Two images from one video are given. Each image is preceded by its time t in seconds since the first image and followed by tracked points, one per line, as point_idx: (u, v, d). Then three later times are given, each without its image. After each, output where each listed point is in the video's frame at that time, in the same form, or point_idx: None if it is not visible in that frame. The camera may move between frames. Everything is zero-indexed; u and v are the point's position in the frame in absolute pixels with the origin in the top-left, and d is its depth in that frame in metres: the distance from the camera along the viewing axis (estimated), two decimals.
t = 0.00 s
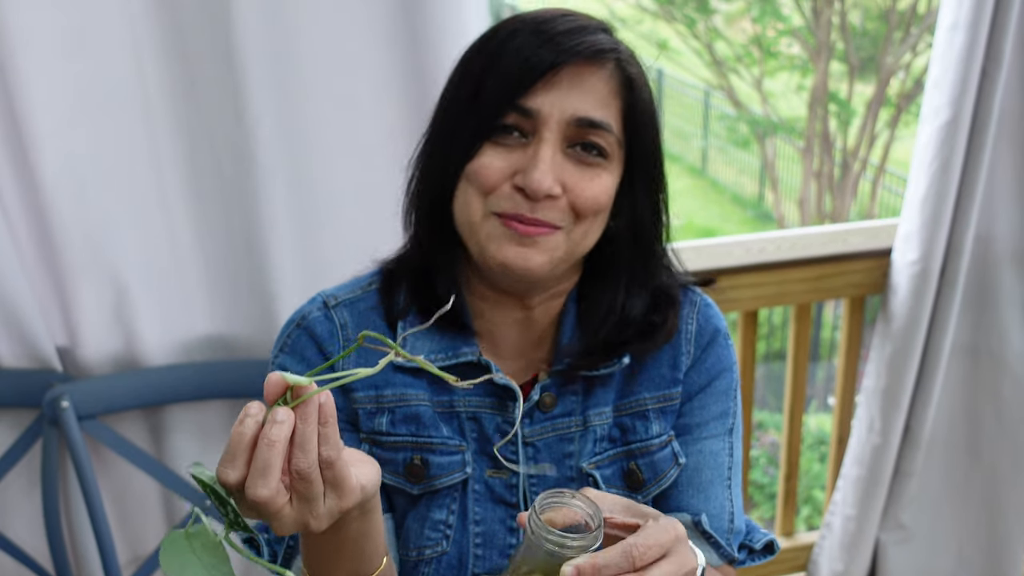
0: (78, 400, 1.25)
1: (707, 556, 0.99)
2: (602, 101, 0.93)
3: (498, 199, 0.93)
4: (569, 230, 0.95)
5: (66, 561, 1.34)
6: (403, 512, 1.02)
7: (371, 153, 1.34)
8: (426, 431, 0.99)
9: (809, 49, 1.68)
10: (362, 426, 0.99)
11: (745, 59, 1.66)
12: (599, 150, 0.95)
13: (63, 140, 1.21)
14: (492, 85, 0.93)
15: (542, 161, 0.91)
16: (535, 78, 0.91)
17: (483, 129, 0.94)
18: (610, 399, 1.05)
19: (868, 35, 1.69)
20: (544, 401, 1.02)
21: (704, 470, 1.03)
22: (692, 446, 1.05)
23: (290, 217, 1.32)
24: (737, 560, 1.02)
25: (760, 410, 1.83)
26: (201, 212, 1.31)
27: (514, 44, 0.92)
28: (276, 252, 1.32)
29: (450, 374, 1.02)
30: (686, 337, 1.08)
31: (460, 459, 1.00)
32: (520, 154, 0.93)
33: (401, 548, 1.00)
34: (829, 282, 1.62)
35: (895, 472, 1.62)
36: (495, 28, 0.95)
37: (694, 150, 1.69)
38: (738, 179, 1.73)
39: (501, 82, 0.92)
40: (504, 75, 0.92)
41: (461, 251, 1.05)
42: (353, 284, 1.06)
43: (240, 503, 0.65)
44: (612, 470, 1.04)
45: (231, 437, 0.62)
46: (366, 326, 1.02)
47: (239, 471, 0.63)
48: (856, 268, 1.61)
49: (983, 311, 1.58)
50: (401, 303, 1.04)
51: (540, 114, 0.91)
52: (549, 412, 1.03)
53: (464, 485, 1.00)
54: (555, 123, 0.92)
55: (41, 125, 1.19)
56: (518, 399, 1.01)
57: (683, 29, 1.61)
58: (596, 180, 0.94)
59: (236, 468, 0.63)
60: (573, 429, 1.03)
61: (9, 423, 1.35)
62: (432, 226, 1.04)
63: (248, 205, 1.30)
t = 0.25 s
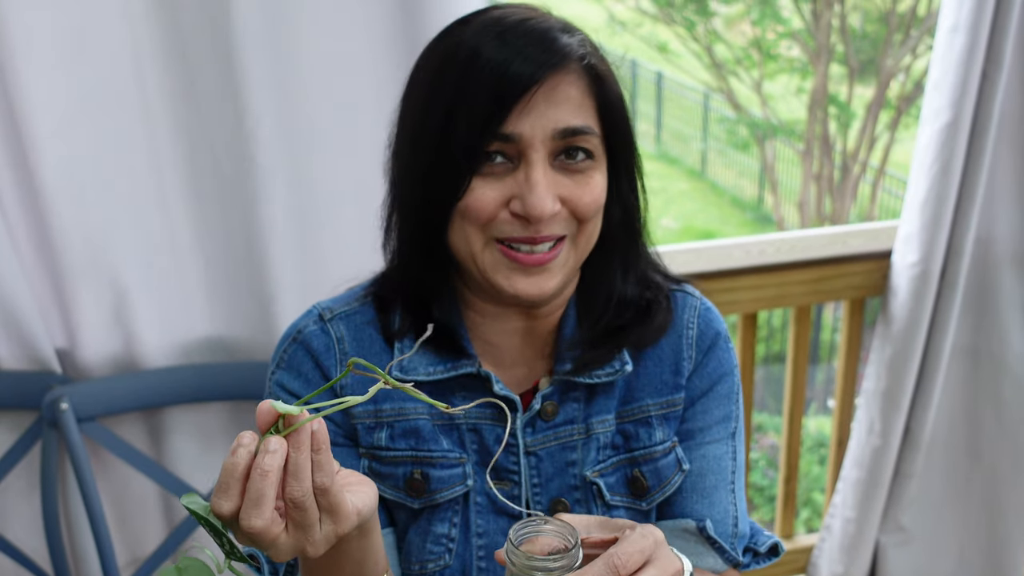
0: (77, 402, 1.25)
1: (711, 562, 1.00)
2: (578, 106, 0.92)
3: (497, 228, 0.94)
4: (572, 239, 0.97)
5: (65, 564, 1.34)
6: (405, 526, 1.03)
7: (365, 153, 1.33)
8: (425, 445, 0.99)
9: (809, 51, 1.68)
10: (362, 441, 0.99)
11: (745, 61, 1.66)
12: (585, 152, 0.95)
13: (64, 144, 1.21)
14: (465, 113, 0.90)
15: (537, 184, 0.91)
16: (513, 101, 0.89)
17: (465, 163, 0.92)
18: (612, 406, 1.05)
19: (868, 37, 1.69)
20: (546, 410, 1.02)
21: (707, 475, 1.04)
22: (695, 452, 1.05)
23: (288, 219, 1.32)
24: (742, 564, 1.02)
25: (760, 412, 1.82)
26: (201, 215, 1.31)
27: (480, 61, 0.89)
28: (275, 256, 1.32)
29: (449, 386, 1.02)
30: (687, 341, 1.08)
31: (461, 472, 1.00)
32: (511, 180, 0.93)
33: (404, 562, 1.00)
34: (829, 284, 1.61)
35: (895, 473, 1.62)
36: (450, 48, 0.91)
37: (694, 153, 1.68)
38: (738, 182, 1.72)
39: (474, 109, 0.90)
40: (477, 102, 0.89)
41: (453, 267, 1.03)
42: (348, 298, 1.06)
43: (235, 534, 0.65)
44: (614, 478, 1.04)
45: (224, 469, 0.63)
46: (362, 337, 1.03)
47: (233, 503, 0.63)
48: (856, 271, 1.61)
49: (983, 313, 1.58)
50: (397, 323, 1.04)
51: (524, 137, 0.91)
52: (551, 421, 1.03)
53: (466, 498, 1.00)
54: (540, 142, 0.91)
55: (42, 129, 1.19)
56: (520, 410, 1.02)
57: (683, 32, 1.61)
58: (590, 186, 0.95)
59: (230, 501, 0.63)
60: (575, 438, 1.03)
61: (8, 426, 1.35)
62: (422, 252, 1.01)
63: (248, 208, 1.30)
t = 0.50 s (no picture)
0: (77, 402, 1.25)
1: (711, 566, 1.00)
2: (572, 110, 0.92)
3: (498, 238, 0.93)
4: (572, 246, 0.97)
5: (65, 565, 1.34)
6: (405, 534, 1.02)
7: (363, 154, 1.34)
8: (425, 453, 0.99)
9: (808, 53, 1.68)
10: (360, 449, 0.99)
11: (745, 64, 1.66)
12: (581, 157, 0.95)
13: (64, 146, 1.21)
14: (460, 123, 0.90)
15: (537, 193, 0.91)
16: (507, 109, 0.89)
17: (462, 175, 0.91)
18: (611, 412, 1.05)
19: (868, 40, 1.69)
20: (545, 417, 1.03)
21: (706, 480, 1.04)
22: (695, 457, 1.05)
23: (286, 222, 1.32)
24: (741, 568, 1.02)
25: (760, 414, 1.82)
26: (201, 216, 1.31)
27: (471, 70, 0.89)
28: (275, 258, 1.32)
29: (448, 393, 1.02)
30: (686, 346, 1.08)
31: (461, 480, 1.00)
32: (510, 189, 0.92)
33: (405, 570, 1.00)
34: (829, 286, 1.61)
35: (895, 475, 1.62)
36: (439, 57, 0.90)
37: (693, 155, 1.68)
38: (738, 184, 1.72)
39: (468, 120, 0.89)
40: (471, 111, 0.89)
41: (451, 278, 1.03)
42: (343, 305, 1.06)
43: (251, 545, 0.66)
44: (614, 484, 1.04)
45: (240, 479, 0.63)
46: (359, 344, 1.03)
47: (249, 512, 0.64)
48: (856, 273, 1.61)
49: (984, 315, 1.58)
50: (395, 334, 1.04)
51: (520, 145, 0.90)
52: (551, 427, 1.03)
53: (465, 506, 1.00)
54: (537, 149, 0.91)
55: (42, 130, 1.19)
56: (519, 417, 1.01)
57: (683, 34, 1.61)
58: (588, 190, 0.95)
59: (246, 510, 0.64)
60: (575, 444, 1.03)
61: (7, 427, 1.35)
62: (420, 265, 1.00)
63: (248, 209, 1.30)
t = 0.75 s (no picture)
0: (77, 404, 1.25)
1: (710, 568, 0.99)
2: (578, 117, 0.92)
3: (495, 241, 0.94)
4: (570, 253, 0.98)
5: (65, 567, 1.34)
6: (398, 535, 1.02)
7: (365, 159, 1.34)
8: (422, 454, 0.99)
9: (808, 55, 1.69)
10: (356, 448, 0.99)
11: (745, 66, 1.66)
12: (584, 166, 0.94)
13: (64, 147, 1.21)
14: (464, 126, 0.90)
15: (535, 199, 0.91)
16: (511, 115, 0.89)
17: (463, 177, 0.91)
18: (610, 414, 1.05)
19: (868, 42, 1.69)
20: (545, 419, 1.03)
21: (704, 482, 1.03)
22: (693, 459, 1.05)
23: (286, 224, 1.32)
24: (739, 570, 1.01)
25: (761, 415, 1.82)
26: (202, 218, 1.31)
27: (479, 73, 0.89)
28: (275, 259, 1.32)
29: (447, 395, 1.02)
30: (685, 349, 1.08)
31: (457, 481, 1.00)
32: (509, 193, 0.92)
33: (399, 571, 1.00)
34: (829, 288, 1.61)
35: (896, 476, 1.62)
36: (448, 56, 0.90)
37: (694, 156, 1.68)
38: (738, 186, 1.72)
39: (472, 123, 0.89)
40: (475, 115, 0.89)
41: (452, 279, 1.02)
42: (343, 304, 1.06)
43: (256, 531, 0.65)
44: (613, 486, 1.04)
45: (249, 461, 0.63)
46: (358, 343, 1.03)
47: (257, 496, 0.63)
48: (856, 275, 1.61)
49: (984, 317, 1.58)
50: (394, 334, 1.03)
51: (522, 151, 0.90)
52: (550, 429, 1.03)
53: (462, 507, 1.00)
54: (539, 155, 0.91)
55: (42, 131, 1.19)
56: (518, 418, 1.01)
57: (683, 36, 1.61)
58: (589, 199, 0.95)
59: (254, 494, 0.63)
60: (574, 446, 1.03)
61: (8, 428, 1.35)
62: (419, 264, 1.00)
63: (248, 211, 1.30)
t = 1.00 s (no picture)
0: (77, 405, 1.25)
1: (710, 567, 0.97)
2: (573, 102, 0.93)
3: (475, 211, 0.94)
4: (555, 239, 0.97)
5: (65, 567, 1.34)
6: (389, 527, 1.01)
7: (368, 161, 1.34)
8: (418, 445, 0.99)
9: (808, 57, 1.69)
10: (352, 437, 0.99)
11: (745, 67, 1.66)
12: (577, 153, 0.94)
13: (64, 147, 1.21)
14: (460, 96, 0.93)
15: (515, 168, 0.91)
16: (501, 84, 0.91)
17: (452, 143, 0.94)
18: (611, 412, 1.05)
19: (868, 43, 1.69)
20: (545, 414, 1.03)
21: (703, 480, 1.03)
22: (692, 457, 1.05)
23: (286, 220, 1.32)
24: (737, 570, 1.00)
25: (762, 415, 1.82)
26: (201, 217, 1.31)
27: (482, 51, 0.93)
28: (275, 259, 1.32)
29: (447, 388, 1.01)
30: (685, 350, 1.09)
31: (452, 473, 1.00)
32: (494, 164, 0.93)
33: (391, 564, 0.99)
34: (830, 288, 1.61)
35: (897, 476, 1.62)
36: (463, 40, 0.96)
37: (694, 158, 1.68)
38: (738, 187, 1.72)
39: (467, 93, 0.92)
40: (470, 84, 0.92)
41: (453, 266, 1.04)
42: (346, 295, 1.05)
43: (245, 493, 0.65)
44: (613, 483, 1.04)
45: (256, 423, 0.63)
46: (358, 335, 1.02)
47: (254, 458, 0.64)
48: (856, 275, 1.61)
49: (985, 317, 1.58)
50: (395, 320, 1.04)
51: (510, 122, 0.91)
52: (550, 425, 1.03)
53: (457, 499, 1.00)
54: (526, 129, 0.92)
55: (42, 131, 1.19)
56: (516, 415, 1.01)
57: (683, 38, 1.61)
58: (578, 185, 0.94)
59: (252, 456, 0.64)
60: (574, 442, 1.03)
61: (7, 429, 1.35)
62: (420, 245, 1.02)
63: (248, 211, 1.30)
